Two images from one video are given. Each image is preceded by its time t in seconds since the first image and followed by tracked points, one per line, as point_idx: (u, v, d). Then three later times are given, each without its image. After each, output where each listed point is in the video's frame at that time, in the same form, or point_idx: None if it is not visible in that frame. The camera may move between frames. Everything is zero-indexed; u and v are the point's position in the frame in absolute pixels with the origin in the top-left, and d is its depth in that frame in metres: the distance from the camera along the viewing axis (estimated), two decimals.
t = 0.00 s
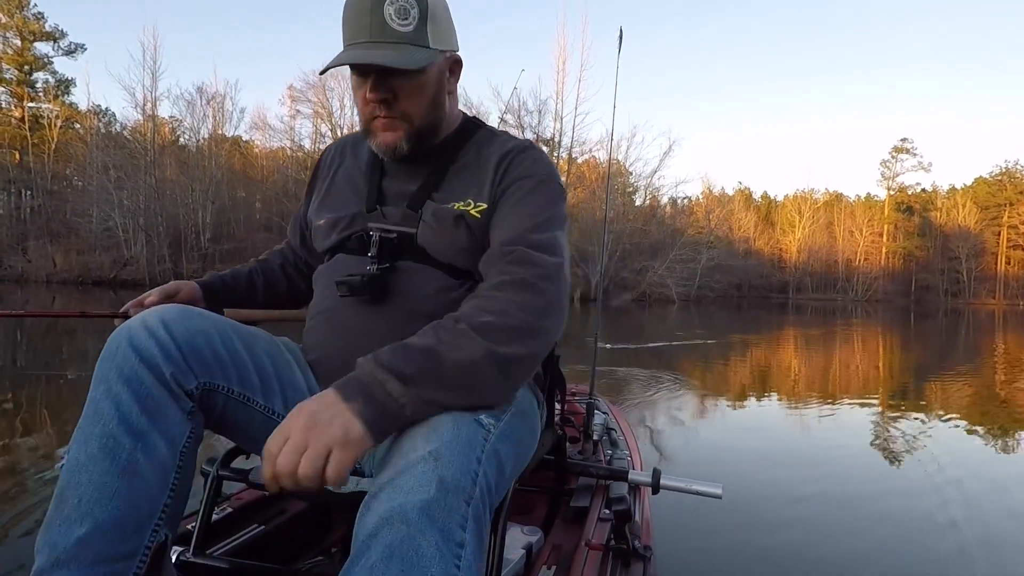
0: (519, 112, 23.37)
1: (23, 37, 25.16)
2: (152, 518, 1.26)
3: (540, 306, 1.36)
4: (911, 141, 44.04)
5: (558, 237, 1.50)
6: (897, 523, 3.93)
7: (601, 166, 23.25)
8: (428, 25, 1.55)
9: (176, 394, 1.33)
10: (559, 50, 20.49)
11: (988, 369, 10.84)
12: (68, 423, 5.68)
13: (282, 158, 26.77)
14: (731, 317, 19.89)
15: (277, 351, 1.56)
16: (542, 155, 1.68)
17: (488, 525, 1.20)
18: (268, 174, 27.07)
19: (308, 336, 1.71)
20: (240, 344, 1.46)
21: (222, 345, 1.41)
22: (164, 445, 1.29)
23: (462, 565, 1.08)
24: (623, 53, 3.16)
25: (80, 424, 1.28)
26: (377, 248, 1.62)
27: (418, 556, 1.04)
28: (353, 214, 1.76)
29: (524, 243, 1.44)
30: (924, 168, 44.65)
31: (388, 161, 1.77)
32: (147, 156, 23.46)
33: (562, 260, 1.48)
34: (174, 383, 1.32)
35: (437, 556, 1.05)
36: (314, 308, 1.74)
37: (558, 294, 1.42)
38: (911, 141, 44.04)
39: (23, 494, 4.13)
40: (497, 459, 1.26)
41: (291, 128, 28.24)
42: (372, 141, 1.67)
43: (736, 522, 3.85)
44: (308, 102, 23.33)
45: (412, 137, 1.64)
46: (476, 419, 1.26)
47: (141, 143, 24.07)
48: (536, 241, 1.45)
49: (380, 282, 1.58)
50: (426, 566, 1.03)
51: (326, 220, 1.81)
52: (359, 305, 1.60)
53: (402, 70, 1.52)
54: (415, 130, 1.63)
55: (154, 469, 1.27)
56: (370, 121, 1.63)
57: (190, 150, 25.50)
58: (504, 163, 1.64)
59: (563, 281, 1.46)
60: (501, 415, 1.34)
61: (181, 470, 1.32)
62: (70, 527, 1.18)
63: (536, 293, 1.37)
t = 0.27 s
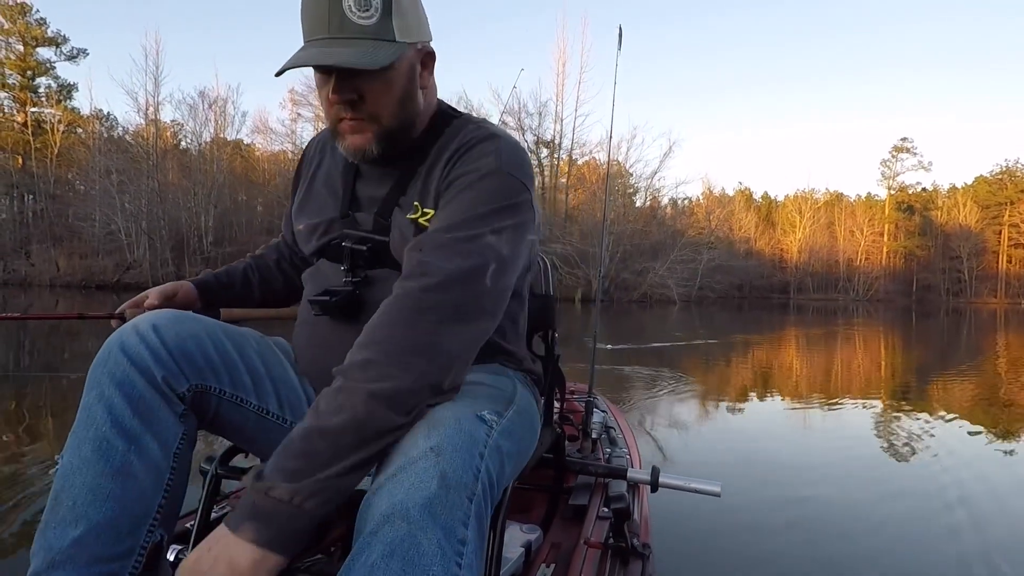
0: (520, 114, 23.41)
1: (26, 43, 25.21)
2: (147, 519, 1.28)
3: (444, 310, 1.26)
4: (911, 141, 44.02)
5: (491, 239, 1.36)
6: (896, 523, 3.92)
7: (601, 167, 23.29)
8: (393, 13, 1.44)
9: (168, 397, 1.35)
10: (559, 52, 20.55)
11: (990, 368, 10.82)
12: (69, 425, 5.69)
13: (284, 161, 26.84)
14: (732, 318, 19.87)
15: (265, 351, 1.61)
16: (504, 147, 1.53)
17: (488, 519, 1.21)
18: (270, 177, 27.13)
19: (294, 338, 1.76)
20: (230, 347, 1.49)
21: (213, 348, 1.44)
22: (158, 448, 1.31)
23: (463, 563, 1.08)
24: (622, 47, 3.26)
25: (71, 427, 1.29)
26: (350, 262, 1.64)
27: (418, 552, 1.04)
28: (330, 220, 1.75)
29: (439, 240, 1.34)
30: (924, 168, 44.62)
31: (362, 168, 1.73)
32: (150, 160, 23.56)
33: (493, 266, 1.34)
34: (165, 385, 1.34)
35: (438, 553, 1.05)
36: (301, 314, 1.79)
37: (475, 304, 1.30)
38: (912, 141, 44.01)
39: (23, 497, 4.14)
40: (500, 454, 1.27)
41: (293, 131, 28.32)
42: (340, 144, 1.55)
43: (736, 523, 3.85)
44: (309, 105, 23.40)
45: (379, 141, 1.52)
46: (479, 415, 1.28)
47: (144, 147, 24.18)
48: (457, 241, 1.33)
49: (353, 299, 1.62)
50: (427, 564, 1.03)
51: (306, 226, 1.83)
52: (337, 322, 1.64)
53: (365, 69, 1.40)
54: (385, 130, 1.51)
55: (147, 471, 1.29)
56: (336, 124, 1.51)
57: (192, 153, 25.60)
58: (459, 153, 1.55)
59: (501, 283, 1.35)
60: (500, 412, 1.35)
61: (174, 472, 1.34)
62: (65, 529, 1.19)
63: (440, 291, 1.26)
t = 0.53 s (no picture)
0: (523, 116, 23.48)
1: (31, 42, 25.36)
2: (147, 521, 1.29)
3: (422, 344, 1.24)
4: (913, 146, 44.04)
5: (475, 265, 1.33)
6: (895, 527, 3.93)
7: (603, 169, 23.35)
8: (382, 17, 1.44)
9: (166, 399, 1.35)
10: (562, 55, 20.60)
11: (991, 373, 10.83)
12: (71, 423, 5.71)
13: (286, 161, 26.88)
14: (733, 321, 19.87)
15: (266, 354, 1.62)
16: (492, 163, 1.50)
17: (489, 519, 1.21)
18: (273, 178, 27.19)
19: (290, 342, 1.76)
20: (229, 349, 1.51)
21: (212, 351, 1.45)
22: (157, 449, 1.31)
23: (463, 563, 1.09)
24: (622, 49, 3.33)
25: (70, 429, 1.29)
26: (342, 274, 1.65)
27: (416, 555, 1.04)
28: (321, 227, 1.76)
29: (420, 267, 1.31)
30: (926, 173, 44.64)
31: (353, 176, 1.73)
32: (154, 160, 23.72)
33: (476, 294, 1.31)
34: (164, 388, 1.35)
35: (436, 555, 1.06)
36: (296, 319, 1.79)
37: (455, 333, 1.28)
38: (913, 146, 44.04)
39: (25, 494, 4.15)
40: (498, 452, 1.28)
41: (296, 132, 28.39)
42: (329, 152, 1.56)
43: (736, 526, 3.85)
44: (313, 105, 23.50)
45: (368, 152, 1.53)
46: (476, 413, 1.28)
47: (148, 147, 24.39)
48: (438, 269, 1.30)
49: (346, 312, 1.62)
50: (425, 566, 1.04)
51: (299, 232, 1.83)
52: (327, 334, 1.65)
53: (351, 80, 1.40)
54: (374, 139, 1.52)
55: (146, 472, 1.29)
56: (325, 133, 1.52)
57: (195, 153, 25.67)
58: (446, 172, 1.53)
59: (486, 313, 1.33)
60: (499, 411, 1.35)
61: (173, 473, 1.35)
62: (65, 532, 1.19)
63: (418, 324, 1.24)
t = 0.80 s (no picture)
0: (525, 117, 23.48)
1: (35, 41, 25.43)
2: (147, 522, 1.29)
3: (418, 352, 1.24)
4: (914, 148, 44.00)
5: (473, 273, 1.34)
6: (895, 527, 3.94)
7: (605, 171, 23.35)
8: (384, 22, 1.44)
9: (166, 401, 1.35)
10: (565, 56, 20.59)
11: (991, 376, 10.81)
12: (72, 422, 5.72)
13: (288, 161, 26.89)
14: (734, 323, 19.82)
15: (266, 354, 1.62)
16: (491, 168, 1.51)
17: (489, 520, 1.22)
18: (274, 177, 27.19)
19: (290, 343, 1.76)
20: (230, 351, 1.51)
21: (212, 353, 1.46)
22: (157, 451, 1.31)
23: (463, 563, 1.09)
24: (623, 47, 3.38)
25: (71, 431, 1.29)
26: (341, 278, 1.66)
27: (415, 555, 1.05)
28: (321, 231, 1.76)
29: (417, 274, 1.31)
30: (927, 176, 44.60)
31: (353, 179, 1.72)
32: (157, 158, 24.02)
33: (474, 302, 1.32)
34: (165, 390, 1.35)
35: (435, 554, 1.06)
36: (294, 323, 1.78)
37: (450, 342, 1.28)
38: (915, 149, 43.99)
39: (26, 492, 4.16)
40: (498, 450, 1.28)
41: (298, 132, 28.40)
42: (329, 156, 1.57)
43: (736, 527, 3.85)
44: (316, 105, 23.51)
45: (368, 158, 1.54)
46: (475, 412, 1.28)
47: (151, 147, 24.71)
48: (435, 277, 1.30)
49: (341, 319, 1.62)
50: (425, 566, 1.04)
51: (299, 234, 1.83)
52: (325, 337, 1.65)
53: (352, 86, 1.40)
54: (375, 145, 1.52)
55: (147, 475, 1.30)
56: (326, 137, 1.52)
57: (198, 153, 25.69)
58: (444, 178, 1.53)
59: (487, 319, 1.33)
60: (499, 411, 1.35)
61: (174, 475, 1.35)
62: (66, 533, 1.20)
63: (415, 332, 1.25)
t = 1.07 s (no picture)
0: (525, 118, 23.51)
1: (36, 44, 25.51)
2: (148, 522, 1.29)
3: (417, 356, 1.24)
4: (914, 147, 43.96)
5: (472, 275, 1.33)
6: (898, 527, 3.93)
7: (605, 170, 23.35)
8: (384, 23, 1.44)
9: (167, 401, 1.35)
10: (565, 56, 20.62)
11: (993, 375, 10.80)
12: (75, 422, 5.73)
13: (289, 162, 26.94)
14: (734, 322, 19.83)
15: (266, 353, 1.62)
16: (490, 170, 1.51)
17: (488, 520, 1.21)
18: (275, 179, 27.24)
19: (292, 343, 1.75)
20: (231, 350, 1.51)
21: (212, 354, 1.46)
22: (157, 451, 1.31)
23: (461, 563, 1.08)
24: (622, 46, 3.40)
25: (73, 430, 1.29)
26: (341, 279, 1.66)
27: (414, 555, 1.04)
28: (322, 231, 1.75)
29: (417, 278, 1.31)
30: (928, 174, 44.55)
31: (354, 180, 1.73)
32: (159, 160, 23.92)
33: (474, 306, 1.32)
34: (166, 390, 1.35)
35: (434, 554, 1.05)
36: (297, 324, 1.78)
37: (450, 345, 1.28)
38: (915, 147, 43.95)
39: (29, 492, 4.16)
40: (496, 450, 1.28)
41: (298, 134, 28.44)
42: (329, 157, 1.57)
43: (737, 526, 3.85)
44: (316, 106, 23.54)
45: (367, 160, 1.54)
46: (474, 412, 1.28)
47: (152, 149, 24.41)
48: (434, 280, 1.29)
49: (342, 320, 1.62)
50: (423, 566, 1.04)
51: (300, 235, 1.83)
52: (325, 338, 1.64)
53: (351, 88, 1.40)
54: (375, 145, 1.52)
55: (148, 475, 1.29)
56: (326, 138, 1.52)
57: (199, 155, 25.72)
58: (443, 180, 1.53)
59: (487, 320, 1.34)
60: (499, 411, 1.35)
61: (174, 475, 1.35)
62: (66, 534, 1.19)
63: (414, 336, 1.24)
